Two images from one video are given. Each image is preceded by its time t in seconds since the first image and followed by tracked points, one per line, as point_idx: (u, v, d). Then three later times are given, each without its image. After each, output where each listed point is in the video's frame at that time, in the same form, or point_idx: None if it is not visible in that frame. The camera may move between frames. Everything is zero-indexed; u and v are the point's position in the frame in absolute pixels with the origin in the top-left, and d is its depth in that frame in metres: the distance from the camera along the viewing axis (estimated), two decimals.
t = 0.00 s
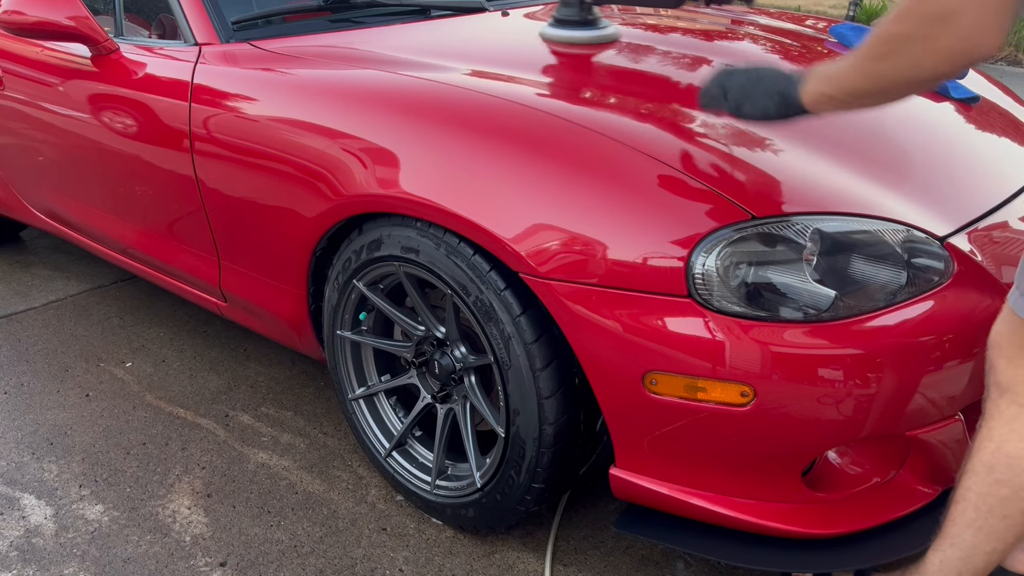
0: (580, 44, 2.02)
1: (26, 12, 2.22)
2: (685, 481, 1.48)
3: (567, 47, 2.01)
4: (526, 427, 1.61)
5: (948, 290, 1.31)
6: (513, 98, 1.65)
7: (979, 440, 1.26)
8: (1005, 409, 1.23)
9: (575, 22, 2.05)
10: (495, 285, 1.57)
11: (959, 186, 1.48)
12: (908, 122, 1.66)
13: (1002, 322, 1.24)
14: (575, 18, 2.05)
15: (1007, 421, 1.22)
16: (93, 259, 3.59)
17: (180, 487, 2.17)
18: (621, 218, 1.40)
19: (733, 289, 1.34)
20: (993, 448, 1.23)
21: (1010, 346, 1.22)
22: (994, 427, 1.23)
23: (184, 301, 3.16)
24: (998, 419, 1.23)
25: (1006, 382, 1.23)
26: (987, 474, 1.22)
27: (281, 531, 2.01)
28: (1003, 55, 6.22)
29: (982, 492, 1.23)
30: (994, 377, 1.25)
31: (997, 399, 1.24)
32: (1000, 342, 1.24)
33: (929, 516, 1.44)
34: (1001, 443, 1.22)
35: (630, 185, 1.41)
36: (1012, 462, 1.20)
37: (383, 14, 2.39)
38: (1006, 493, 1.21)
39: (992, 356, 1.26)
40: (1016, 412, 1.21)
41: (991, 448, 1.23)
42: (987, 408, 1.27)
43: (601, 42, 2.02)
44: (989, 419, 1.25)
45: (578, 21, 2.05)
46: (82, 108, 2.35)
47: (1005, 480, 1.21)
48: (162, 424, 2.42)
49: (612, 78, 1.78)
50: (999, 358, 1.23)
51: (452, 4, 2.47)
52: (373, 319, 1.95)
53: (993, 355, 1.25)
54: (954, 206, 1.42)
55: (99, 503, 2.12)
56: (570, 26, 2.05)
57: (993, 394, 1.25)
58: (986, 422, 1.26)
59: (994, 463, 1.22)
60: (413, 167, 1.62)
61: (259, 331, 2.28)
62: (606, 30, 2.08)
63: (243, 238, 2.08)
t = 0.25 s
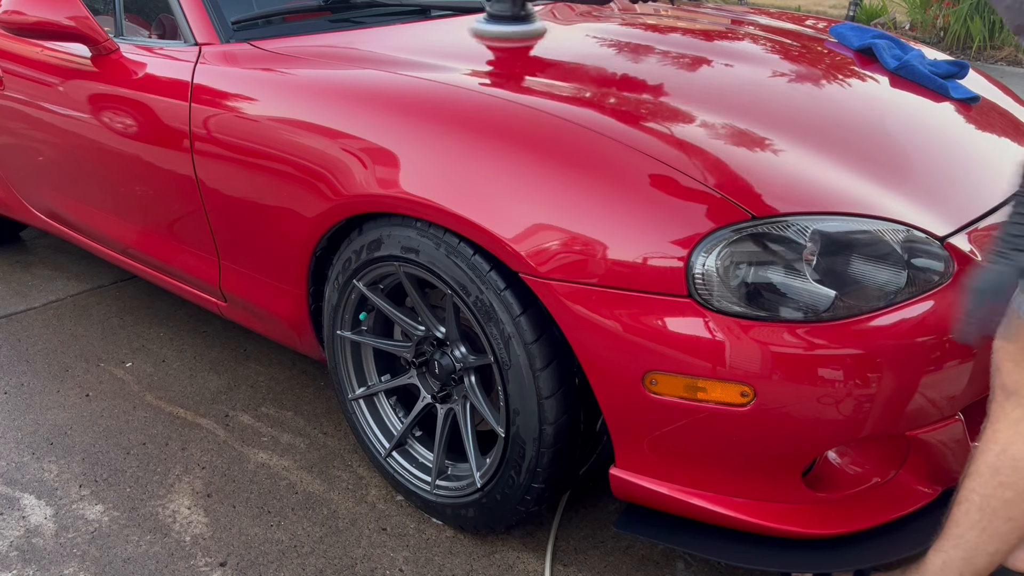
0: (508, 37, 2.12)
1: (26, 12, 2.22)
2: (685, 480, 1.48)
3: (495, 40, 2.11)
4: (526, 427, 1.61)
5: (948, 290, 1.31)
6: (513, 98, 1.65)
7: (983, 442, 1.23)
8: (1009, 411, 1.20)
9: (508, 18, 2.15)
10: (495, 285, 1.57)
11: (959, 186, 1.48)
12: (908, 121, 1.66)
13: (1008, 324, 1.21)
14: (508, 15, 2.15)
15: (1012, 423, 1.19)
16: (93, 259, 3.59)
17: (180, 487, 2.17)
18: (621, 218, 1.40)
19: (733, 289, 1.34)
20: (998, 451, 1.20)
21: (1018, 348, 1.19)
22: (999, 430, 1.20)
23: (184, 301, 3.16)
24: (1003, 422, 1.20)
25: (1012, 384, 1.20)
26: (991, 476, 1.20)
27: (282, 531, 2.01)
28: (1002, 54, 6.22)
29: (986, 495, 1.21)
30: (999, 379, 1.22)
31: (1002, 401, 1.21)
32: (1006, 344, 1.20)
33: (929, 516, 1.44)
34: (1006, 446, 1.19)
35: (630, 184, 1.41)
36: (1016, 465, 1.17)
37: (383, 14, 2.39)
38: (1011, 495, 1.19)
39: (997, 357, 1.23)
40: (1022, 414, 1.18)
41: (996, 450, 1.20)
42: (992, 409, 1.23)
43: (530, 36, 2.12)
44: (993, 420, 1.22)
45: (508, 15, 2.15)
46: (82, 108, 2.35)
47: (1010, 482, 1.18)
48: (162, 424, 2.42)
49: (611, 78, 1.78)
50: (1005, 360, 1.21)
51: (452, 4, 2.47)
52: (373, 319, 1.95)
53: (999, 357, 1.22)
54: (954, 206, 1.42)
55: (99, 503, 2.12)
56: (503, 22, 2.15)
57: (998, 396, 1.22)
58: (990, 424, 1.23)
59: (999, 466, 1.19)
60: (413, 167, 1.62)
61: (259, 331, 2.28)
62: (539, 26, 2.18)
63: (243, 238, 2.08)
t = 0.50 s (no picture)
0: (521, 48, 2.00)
1: (26, 12, 2.22)
2: (685, 480, 1.48)
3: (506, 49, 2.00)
4: (526, 427, 1.61)
5: (948, 290, 1.31)
6: (513, 98, 1.65)
7: (983, 444, 1.23)
8: (1010, 412, 1.19)
9: (524, 28, 2.03)
10: (495, 285, 1.57)
11: (959, 186, 1.48)
12: (907, 121, 1.66)
13: (1008, 326, 1.20)
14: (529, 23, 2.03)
15: (1013, 424, 1.19)
16: (93, 259, 3.59)
17: (180, 487, 2.17)
18: (620, 218, 1.40)
19: (733, 289, 1.34)
20: (999, 452, 1.19)
21: (1017, 348, 1.18)
22: (1000, 431, 1.20)
23: (184, 301, 3.16)
24: (1004, 423, 1.20)
25: (1014, 385, 1.19)
26: (993, 477, 1.19)
27: (282, 531, 2.01)
28: (1002, 54, 6.22)
29: (988, 496, 1.20)
30: (1000, 380, 1.22)
31: (1003, 402, 1.21)
32: (1007, 346, 1.20)
33: (929, 516, 1.44)
34: (1008, 447, 1.18)
35: (630, 184, 1.41)
36: (1018, 466, 1.17)
37: (383, 14, 2.39)
38: (1012, 496, 1.18)
39: (998, 358, 1.23)
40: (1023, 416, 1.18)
41: (997, 452, 1.19)
42: (992, 410, 1.23)
43: (545, 49, 2.00)
44: (995, 422, 1.21)
45: (525, 25, 2.03)
46: (82, 108, 2.35)
47: (1012, 483, 1.17)
48: (162, 424, 2.42)
49: (612, 78, 1.78)
50: (1005, 362, 1.20)
51: (452, 4, 2.47)
52: (373, 319, 1.95)
53: (999, 359, 1.22)
54: (954, 206, 1.42)
55: (99, 503, 2.12)
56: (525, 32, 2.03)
57: (998, 398, 1.22)
58: (992, 426, 1.22)
59: (1001, 467, 1.19)
60: (413, 167, 1.62)
61: (259, 331, 2.28)
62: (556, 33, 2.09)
63: (243, 238, 2.08)
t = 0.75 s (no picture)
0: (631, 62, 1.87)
1: (26, 12, 2.22)
2: (685, 480, 1.48)
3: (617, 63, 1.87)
4: (526, 427, 1.61)
5: (948, 290, 1.31)
6: (514, 98, 1.65)
7: (983, 443, 1.22)
8: (1010, 411, 1.19)
9: (636, 42, 1.90)
10: (495, 285, 1.57)
11: (959, 186, 1.48)
12: (907, 121, 1.66)
13: (1008, 324, 1.20)
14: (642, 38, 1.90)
15: (1013, 423, 1.18)
16: (93, 259, 3.59)
17: (180, 487, 2.17)
18: (621, 218, 1.40)
19: (733, 289, 1.34)
20: (999, 451, 1.19)
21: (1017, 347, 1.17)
22: (999, 430, 1.19)
23: (184, 301, 3.16)
24: (1004, 422, 1.19)
25: (1013, 384, 1.19)
26: (993, 476, 1.19)
27: (282, 531, 2.01)
28: (1002, 54, 6.22)
29: (988, 496, 1.20)
30: (1000, 379, 1.21)
31: (1003, 401, 1.20)
32: (1007, 344, 1.19)
33: (929, 516, 1.44)
34: (1008, 446, 1.18)
35: (630, 185, 1.41)
36: (1018, 465, 1.16)
37: (383, 14, 2.39)
38: (1012, 496, 1.17)
39: (998, 357, 1.22)
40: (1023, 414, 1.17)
41: (997, 451, 1.19)
42: (992, 409, 1.23)
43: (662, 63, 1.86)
44: (994, 421, 1.21)
45: (637, 39, 1.90)
46: (82, 108, 2.35)
47: (1012, 483, 1.17)
48: (162, 424, 2.42)
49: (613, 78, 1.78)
50: (1005, 360, 1.19)
51: (452, 4, 2.47)
52: (373, 319, 1.95)
53: (999, 358, 1.21)
54: (954, 206, 1.42)
55: (99, 503, 2.12)
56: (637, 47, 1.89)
57: (998, 397, 1.21)
58: (992, 425, 1.22)
59: (1000, 466, 1.18)
60: (413, 167, 1.62)
61: (259, 331, 2.28)
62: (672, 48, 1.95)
63: (243, 238, 2.08)
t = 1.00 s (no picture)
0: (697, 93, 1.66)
1: (26, 12, 2.22)
2: (685, 481, 1.48)
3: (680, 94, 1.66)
4: (526, 427, 1.61)
5: (948, 290, 1.31)
6: (514, 99, 1.65)
7: (983, 442, 1.22)
8: (1008, 410, 1.19)
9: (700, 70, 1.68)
10: (495, 285, 1.57)
11: (960, 186, 1.48)
12: (907, 121, 1.66)
13: (1007, 323, 1.20)
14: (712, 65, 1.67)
15: (1012, 423, 1.18)
16: (93, 259, 3.59)
17: (180, 487, 2.17)
18: (621, 219, 1.40)
19: (733, 289, 1.34)
20: (997, 451, 1.19)
21: (1015, 346, 1.17)
22: (998, 430, 1.19)
23: (184, 301, 3.16)
24: (1002, 422, 1.19)
25: (1011, 383, 1.19)
26: (991, 476, 1.19)
27: (282, 531, 2.01)
28: (1002, 54, 6.22)
29: (987, 495, 1.20)
30: (999, 378, 1.21)
31: (1001, 401, 1.20)
32: (1005, 343, 1.19)
33: (929, 516, 1.44)
34: (1006, 445, 1.18)
35: (631, 185, 1.41)
36: (1016, 465, 1.16)
37: (382, 13, 2.39)
38: (1011, 496, 1.17)
39: (997, 357, 1.22)
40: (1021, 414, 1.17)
41: (996, 450, 1.19)
42: (992, 409, 1.22)
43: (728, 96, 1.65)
44: (993, 421, 1.21)
45: (706, 67, 1.67)
46: (82, 108, 2.35)
47: (1011, 482, 1.17)
48: (162, 424, 2.42)
49: (613, 79, 1.78)
50: (1003, 359, 1.19)
51: (452, 3, 2.47)
52: (373, 319, 1.95)
53: (997, 357, 1.21)
54: (954, 206, 1.42)
55: (99, 503, 2.12)
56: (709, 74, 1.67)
57: (997, 396, 1.21)
58: (991, 424, 1.22)
59: (999, 466, 1.18)
60: (413, 167, 1.62)
61: (259, 331, 2.28)
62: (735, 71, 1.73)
63: (243, 238, 2.08)
